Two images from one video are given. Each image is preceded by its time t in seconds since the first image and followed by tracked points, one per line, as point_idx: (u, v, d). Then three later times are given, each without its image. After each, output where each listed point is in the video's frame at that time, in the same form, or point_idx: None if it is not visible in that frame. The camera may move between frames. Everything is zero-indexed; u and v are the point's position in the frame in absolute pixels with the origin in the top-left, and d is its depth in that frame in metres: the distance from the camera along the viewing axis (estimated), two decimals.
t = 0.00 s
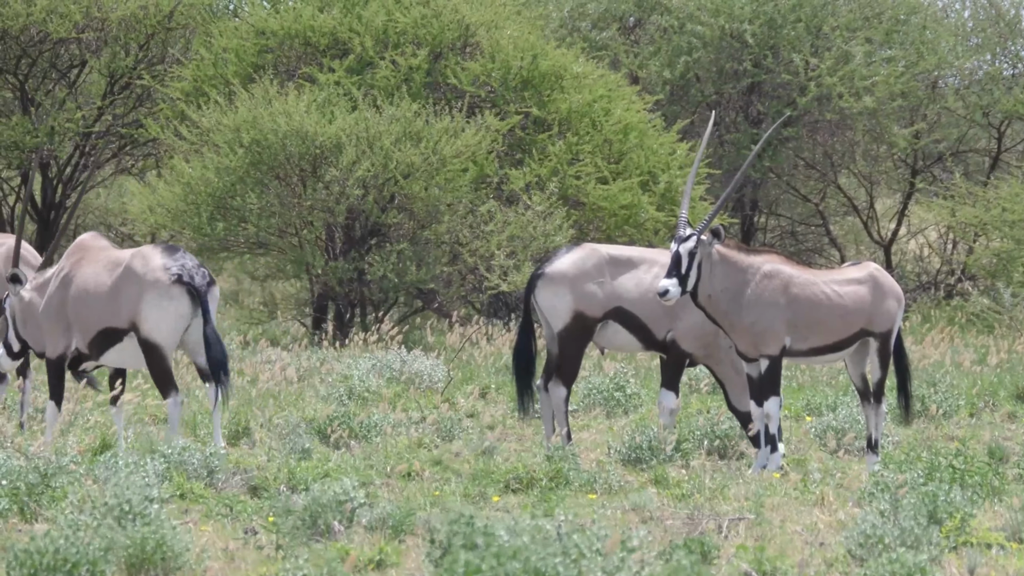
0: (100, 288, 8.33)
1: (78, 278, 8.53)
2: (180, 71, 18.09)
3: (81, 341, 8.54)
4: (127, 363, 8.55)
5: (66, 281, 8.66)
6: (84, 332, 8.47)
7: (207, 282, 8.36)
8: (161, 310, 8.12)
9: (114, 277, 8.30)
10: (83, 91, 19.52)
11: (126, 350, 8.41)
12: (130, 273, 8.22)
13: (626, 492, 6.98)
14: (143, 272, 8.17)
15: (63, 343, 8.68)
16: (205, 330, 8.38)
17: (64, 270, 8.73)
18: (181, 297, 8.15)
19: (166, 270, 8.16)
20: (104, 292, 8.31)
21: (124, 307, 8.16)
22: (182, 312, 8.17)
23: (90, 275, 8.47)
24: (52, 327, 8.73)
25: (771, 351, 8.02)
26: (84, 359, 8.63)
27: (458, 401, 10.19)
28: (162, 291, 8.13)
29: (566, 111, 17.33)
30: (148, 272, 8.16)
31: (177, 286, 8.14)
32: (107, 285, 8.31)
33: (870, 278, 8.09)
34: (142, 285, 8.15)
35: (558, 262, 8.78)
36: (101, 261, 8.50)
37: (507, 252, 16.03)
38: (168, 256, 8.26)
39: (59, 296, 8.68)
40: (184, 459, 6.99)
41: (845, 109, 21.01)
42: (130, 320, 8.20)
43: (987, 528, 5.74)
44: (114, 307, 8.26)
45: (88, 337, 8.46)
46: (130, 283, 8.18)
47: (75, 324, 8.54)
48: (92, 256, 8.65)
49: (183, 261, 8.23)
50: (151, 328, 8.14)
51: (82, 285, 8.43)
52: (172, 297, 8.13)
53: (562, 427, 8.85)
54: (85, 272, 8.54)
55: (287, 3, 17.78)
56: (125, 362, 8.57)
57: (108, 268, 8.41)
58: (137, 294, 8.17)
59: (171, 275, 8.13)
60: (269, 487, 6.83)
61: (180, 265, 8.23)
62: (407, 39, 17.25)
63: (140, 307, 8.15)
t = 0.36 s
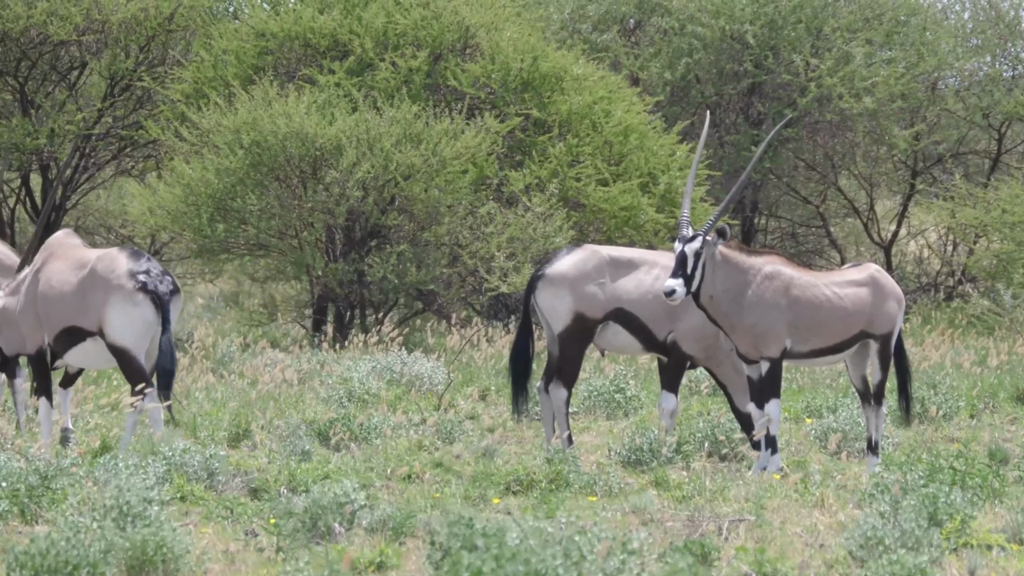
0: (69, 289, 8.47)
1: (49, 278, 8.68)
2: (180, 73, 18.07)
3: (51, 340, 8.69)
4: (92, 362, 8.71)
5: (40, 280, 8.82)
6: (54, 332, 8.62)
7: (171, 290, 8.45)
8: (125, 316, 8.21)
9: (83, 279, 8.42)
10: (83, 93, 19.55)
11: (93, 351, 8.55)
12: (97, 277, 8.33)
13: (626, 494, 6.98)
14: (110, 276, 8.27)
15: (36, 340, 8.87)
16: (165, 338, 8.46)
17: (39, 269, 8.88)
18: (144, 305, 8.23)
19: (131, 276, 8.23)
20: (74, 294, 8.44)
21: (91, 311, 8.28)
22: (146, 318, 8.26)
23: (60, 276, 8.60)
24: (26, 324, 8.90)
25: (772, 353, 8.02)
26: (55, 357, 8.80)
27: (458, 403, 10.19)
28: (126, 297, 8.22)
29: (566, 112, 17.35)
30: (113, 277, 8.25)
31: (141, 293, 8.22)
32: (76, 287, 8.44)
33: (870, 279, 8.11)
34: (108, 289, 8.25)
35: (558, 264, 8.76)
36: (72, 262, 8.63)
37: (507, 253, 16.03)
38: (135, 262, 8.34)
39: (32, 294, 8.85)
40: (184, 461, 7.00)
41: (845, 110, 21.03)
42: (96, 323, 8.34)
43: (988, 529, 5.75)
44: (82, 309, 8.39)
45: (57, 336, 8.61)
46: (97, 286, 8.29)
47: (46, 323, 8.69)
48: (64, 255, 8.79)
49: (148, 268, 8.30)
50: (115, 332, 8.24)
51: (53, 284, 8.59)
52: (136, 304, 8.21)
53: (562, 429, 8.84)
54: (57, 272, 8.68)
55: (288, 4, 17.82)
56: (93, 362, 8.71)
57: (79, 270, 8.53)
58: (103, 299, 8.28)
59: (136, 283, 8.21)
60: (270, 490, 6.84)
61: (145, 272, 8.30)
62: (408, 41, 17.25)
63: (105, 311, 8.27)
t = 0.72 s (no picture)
0: (33, 289, 8.52)
1: (15, 280, 8.73)
2: (179, 75, 18.05)
3: (19, 343, 8.71)
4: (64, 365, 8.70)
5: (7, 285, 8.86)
6: (20, 334, 8.65)
7: (136, 282, 8.53)
8: (86, 308, 8.29)
9: (46, 277, 8.49)
10: (82, 96, 19.58)
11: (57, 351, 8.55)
12: (59, 273, 8.41)
13: (625, 495, 6.97)
14: (74, 270, 8.35)
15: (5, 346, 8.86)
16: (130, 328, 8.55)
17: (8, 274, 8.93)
18: (106, 295, 8.32)
19: (94, 268, 8.33)
20: (37, 292, 8.50)
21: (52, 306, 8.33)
22: (108, 310, 8.34)
23: (25, 276, 8.65)
24: None
25: (770, 355, 8.03)
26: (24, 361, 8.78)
27: (458, 404, 10.20)
28: (87, 290, 8.30)
29: (565, 114, 17.38)
30: (76, 271, 8.34)
31: (103, 284, 8.32)
32: (39, 286, 8.50)
33: (868, 281, 8.10)
34: (70, 283, 8.31)
35: (557, 265, 8.75)
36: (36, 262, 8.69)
37: (507, 255, 16.05)
38: (98, 255, 8.45)
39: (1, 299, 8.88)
40: (183, 462, 7.01)
41: (845, 112, 21.06)
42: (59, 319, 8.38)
43: (986, 530, 5.76)
44: (45, 307, 8.44)
45: (23, 339, 8.64)
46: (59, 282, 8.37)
47: (12, 325, 8.71)
48: (40, 256, 8.70)
49: (111, 260, 8.41)
50: (77, 325, 8.30)
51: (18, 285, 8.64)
52: (97, 296, 8.30)
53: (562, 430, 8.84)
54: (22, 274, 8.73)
55: (288, 6, 17.93)
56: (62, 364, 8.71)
57: (48, 266, 8.56)
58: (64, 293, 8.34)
59: (99, 274, 8.31)
60: (269, 491, 6.84)
61: (108, 264, 8.40)
62: (407, 43, 17.24)
63: (67, 307, 8.32)
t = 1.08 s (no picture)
0: (10, 293, 8.52)
1: None
2: (178, 77, 18.04)
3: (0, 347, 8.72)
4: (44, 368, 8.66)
5: None
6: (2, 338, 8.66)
7: (104, 290, 8.35)
8: (53, 316, 8.21)
9: (23, 283, 8.47)
10: (82, 97, 19.60)
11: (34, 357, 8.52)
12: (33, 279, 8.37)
13: (625, 497, 6.97)
14: (44, 275, 8.30)
15: None
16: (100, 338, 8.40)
17: None
18: (72, 304, 8.21)
19: (61, 275, 8.24)
20: (14, 297, 8.49)
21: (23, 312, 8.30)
22: (74, 318, 8.23)
23: (7, 280, 8.66)
24: None
25: (770, 357, 8.02)
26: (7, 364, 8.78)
27: (457, 406, 10.19)
28: (55, 297, 8.22)
29: (564, 116, 17.39)
30: (45, 278, 8.27)
31: (68, 293, 8.21)
32: (17, 290, 8.49)
33: (867, 283, 8.11)
34: (39, 288, 8.27)
35: (558, 267, 8.76)
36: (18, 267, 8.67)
37: (506, 257, 16.06)
38: (71, 261, 8.34)
39: None
40: (182, 465, 7.01)
41: (843, 114, 21.08)
42: (31, 325, 8.35)
43: (985, 533, 5.76)
44: (20, 313, 8.42)
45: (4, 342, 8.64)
46: (32, 288, 8.33)
47: None
48: (22, 256, 8.75)
49: (80, 267, 8.29)
50: (44, 333, 8.22)
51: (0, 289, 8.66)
52: (63, 304, 8.21)
53: (563, 433, 8.84)
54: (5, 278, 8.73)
55: (287, 9, 17.96)
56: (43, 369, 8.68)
57: (26, 270, 8.56)
58: (35, 300, 8.29)
59: (65, 281, 8.21)
60: (267, 493, 6.84)
61: (76, 271, 8.28)
62: (405, 44, 17.23)
63: (37, 314, 8.27)
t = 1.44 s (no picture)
0: None
1: None
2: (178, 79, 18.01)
3: None
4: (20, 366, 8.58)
5: None
6: None
7: (79, 282, 8.34)
8: (29, 308, 8.15)
9: None
10: (82, 98, 19.58)
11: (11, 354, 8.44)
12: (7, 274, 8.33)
13: (624, 499, 6.97)
14: (18, 269, 8.26)
15: None
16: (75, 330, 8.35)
17: None
18: (47, 295, 8.17)
19: (36, 268, 8.20)
20: None
21: None
22: (50, 309, 8.18)
23: None
24: None
25: (769, 359, 8.02)
26: None
27: (457, 408, 10.19)
28: (30, 290, 8.17)
29: (564, 118, 17.37)
30: (20, 272, 8.23)
31: (43, 284, 8.17)
32: None
33: (866, 285, 8.12)
34: (14, 282, 8.22)
35: (560, 269, 8.77)
36: None
37: (506, 258, 16.07)
38: (44, 255, 8.32)
39: None
40: (182, 467, 7.00)
41: (843, 115, 21.10)
42: (7, 320, 8.28)
43: (985, 535, 5.76)
44: None
45: None
46: (6, 283, 8.28)
47: None
48: None
49: (54, 260, 8.26)
50: (20, 325, 8.16)
51: None
52: (39, 295, 8.16)
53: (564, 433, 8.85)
54: None
55: (287, 10, 17.98)
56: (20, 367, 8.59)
57: None
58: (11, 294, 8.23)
59: (39, 273, 8.17)
60: (267, 495, 6.83)
61: (50, 263, 8.26)
62: (405, 46, 17.26)
63: (12, 308, 8.21)
